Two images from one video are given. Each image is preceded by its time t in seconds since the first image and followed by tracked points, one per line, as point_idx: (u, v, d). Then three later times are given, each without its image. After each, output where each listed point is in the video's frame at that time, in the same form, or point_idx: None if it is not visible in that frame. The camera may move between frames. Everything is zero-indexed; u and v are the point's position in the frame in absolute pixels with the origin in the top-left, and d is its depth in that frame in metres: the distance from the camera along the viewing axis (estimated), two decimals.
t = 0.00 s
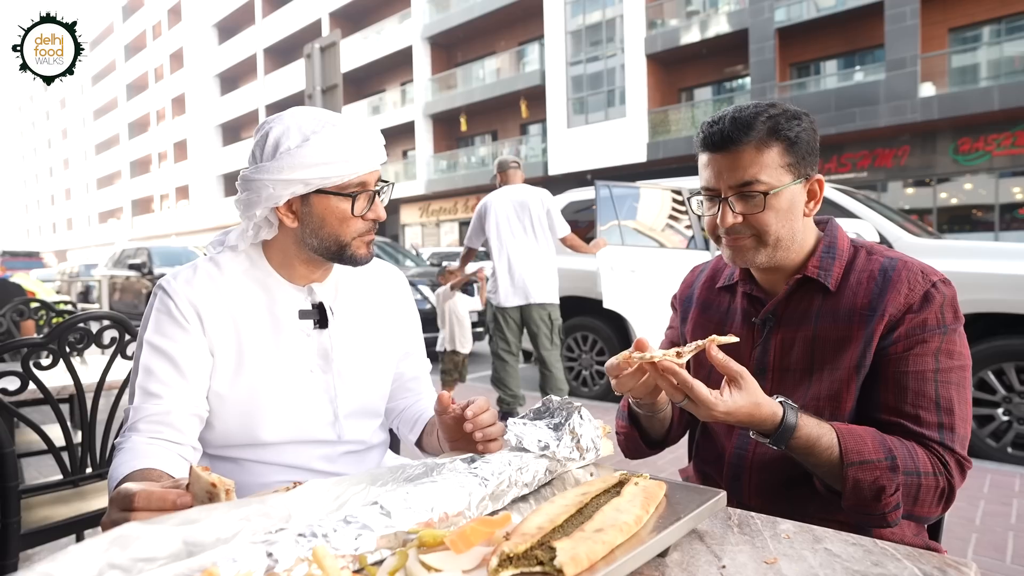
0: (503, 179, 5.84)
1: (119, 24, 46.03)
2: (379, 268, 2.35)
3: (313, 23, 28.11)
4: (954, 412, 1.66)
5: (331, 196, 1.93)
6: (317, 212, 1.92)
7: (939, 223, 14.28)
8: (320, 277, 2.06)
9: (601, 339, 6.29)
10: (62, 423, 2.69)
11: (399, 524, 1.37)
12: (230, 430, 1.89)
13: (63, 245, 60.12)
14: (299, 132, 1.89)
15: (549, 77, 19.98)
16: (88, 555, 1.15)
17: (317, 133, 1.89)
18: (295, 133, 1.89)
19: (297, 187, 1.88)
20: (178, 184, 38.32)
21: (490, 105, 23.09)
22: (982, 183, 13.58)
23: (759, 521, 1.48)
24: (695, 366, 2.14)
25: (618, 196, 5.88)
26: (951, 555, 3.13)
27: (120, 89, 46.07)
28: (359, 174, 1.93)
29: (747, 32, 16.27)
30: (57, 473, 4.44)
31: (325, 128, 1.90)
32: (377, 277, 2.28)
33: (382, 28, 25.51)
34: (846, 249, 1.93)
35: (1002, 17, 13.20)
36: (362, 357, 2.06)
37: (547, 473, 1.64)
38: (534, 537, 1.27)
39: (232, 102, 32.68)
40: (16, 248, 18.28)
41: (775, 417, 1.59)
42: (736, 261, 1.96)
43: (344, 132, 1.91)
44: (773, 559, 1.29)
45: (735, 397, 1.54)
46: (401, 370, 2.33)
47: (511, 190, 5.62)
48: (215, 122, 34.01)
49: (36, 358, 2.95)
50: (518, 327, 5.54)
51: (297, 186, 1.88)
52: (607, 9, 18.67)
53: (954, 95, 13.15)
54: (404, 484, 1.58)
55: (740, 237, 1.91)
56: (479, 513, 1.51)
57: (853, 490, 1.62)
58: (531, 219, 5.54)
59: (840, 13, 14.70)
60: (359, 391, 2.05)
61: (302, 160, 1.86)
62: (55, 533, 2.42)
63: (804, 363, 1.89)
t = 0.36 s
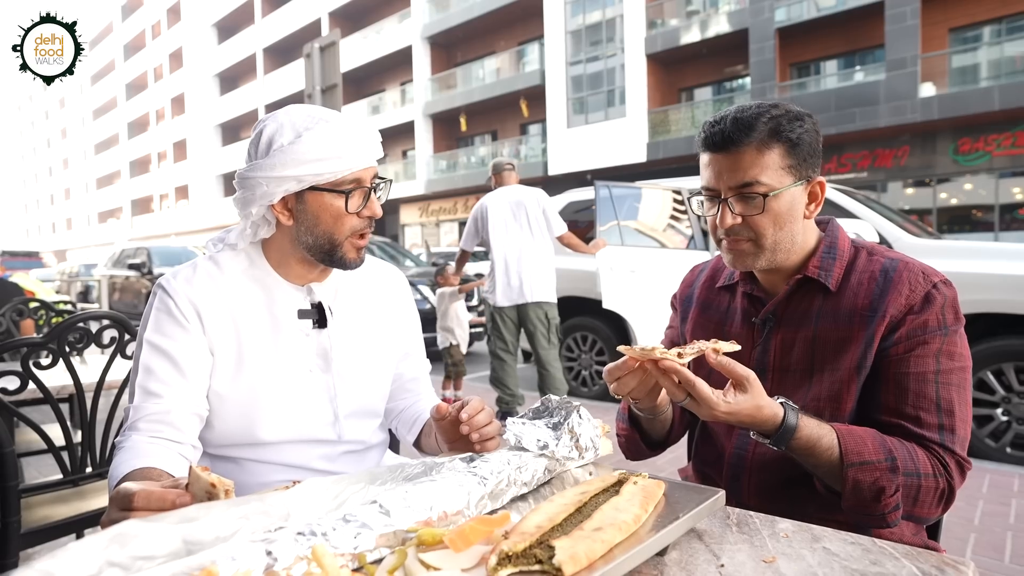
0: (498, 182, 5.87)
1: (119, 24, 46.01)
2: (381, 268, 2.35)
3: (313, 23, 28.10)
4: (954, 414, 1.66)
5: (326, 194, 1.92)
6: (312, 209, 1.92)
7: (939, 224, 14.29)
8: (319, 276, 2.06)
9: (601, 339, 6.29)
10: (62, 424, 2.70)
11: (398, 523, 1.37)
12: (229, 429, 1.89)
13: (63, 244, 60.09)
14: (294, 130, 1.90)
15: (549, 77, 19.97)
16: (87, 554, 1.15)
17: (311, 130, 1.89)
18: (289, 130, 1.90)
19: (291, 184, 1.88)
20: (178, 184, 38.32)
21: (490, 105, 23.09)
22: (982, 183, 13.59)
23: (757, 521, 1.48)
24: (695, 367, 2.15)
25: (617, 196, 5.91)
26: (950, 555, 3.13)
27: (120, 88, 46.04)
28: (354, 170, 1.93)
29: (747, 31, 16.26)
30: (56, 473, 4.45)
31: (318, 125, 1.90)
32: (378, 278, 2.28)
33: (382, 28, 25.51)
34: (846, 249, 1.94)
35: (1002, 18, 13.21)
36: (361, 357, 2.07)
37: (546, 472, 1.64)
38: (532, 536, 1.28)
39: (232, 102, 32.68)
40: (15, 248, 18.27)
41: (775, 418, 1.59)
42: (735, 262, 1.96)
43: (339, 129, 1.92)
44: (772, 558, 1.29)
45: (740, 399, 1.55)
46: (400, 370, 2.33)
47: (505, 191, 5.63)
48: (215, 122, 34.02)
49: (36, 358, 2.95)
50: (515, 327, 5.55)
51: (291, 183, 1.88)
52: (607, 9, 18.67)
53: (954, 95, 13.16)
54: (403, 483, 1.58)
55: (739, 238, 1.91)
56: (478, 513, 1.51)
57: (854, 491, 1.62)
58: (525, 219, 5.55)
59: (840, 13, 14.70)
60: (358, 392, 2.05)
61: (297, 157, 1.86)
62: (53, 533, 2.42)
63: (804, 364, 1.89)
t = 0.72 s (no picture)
0: (497, 182, 5.86)
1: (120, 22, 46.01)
2: (382, 267, 2.35)
3: (314, 22, 28.09)
4: (956, 414, 1.66)
5: (324, 193, 1.92)
6: (310, 209, 1.92)
7: (940, 224, 14.28)
8: (319, 276, 2.06)
9: (601, 338, 6.29)
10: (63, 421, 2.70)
11: (398, 522, 1.37)
12: (228, 428, 1.89)
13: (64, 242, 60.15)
14: (293, 130, 1.90)
15: (550, 76, 19.97)
16: (86, 552, 1.15)
17: (310, 130, 1.89)
18: (288, 130, 1.90)
19: (289, 185, 1.88)
20: (178, 183, 38.33)
21: (491, 104, 23.08)
22: (984, 184, 13.57)
23: (758, 522, 1.48)
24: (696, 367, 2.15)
25: (618, 196, 5.92)
26: (951, 556, 3.13)
27: (121, 87, 46.05)
28: (353, 170, 1.93)
29: (748, 31, 16.25)
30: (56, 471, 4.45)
31: (317, 125, 1.90)
32: (378, 277, 2.28)
33: (383, 27, 25.50)
34: (848, 249, 1.93)
35: (1003, 18, 13.19)
36: (361, 356, 2.06)
37: (547, 473, 1.64)
38: (533, 537, 1.27)
39: (233, 100, 32.68)
40: (17, 246, 18.26)
41: (775, 418, 1.59)
42: (738, 264, 1.96)
43: (338, 129, 1.91)
44: (772, 560, 1.29)
45: (741, 397, 1.55)
46: (401, 369, 2.33)
47: (501, 191, 5.62)
48: (216, 121, 34.03)
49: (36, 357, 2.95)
50: (512, 326, 5.54)
51: (289, 183, 1.88)
52: (608, 8, 18.65)
53: (956, 95, 13.15)
54: (403, 483, 1.58)
55: (742, 239, 1.91)
56: (479, 513, 1.51)
57: (854, 490, 1.62)
58: (520, 219, 5.52)
59: (841, 14, 14.68)
60: (358, 391, 2.05)
61: (296, 157, 1.86)
62: (54, 531, 2.42)
63: (805, 362, 1.89)
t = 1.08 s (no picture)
0: (498, 182, 5.86)
1: (122, 20, 45.98)
2: (383, 264, 2.35)
3: (315, 21, 28.08)
4: (955, 418, 1.66)
5: (323, 192, 1.92)
6: (309, 208, 1.92)
7: (940, 226, 14.27)
8: (320, 273, 2.06)
9: (601, 338, 6.28)
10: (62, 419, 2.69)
11: (397, 522, 1.36)
12: (226, 427, 1.89)
13: (64, 240, 60.12)
14: (292, 128, 1.90)
15: (551, 77, 19.95)
16: (85, 553, 1.14)
17: (309, 129, 1.89)
18: (287, 129, 1.89)
19: (288, 183, 1.88)
20: (179, 181, 38.31)
21: (492, 104, 23.08)
22: (983, 186, 13.57)
23: (758, 522, 1.48)
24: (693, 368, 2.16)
25: (619, 196, 6.00)
26: (949, 558, 3.13)
27: (122, 84, 46.00)
28: (351, 169, 1.93)
29: (749, 33, 16.25)
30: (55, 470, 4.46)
31: (315, 124, 1.90)
32: (379, 274, 2.28)
33: (384, 26, 25.49)
34: (848, 250, 1.93)
35: (1004, 21, 13.19)
36: (361, 355, 2.06)
37: (547, 473, 1.64)
38: (532, 537, 1.27)
39: (234, 99, 32.68)
40: (17, 243, 18.23)
41: (776, 421, 1.58)
42: (725, 256, 1.99)
43: (338, 128, 1.91)
44: (771, 561, 1.29)
45: (740, 401, 1.54)
46: (401, 367, 2.33)
47: (501, 192, 5.60)
48: (216, 120, 34.01)
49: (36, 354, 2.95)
50: (512, 325, 5.54)
51: (288, 182, 1.88)
52: (609, 9, 18.63)
53: (956, 98, 13.16)
54: (403, 482, 1.58)
55: (728, 231, 1.94)
56: (478, 512, 1.50)
57: (854, 494, 1.62)
58: (520, 220, 5.54)
59: (842, 15, 14.68)
60: (357, 390, 2.04)
61: (296, 154, 1.86)
62: (51, 529, 2.42)
63: (803, 363, 1.88)
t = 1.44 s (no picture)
0: (498, 184, 5.88)
1: (121, 20, 45.91)
2: (382, 266, 2.35)
3: (315, 22, 28.07)
4: (964, 421, 1.67)
5: (327, 196, 1.93)
6: (313, 212, 1.92)
7: (937, 229, 14.30)
8: (321, 274, 2.06)
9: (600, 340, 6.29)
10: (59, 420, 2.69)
11: (396, 525, 1.36)
12: (226, 429, 1.89)
13: (62, 240, 59.94)
14: (290, 134, 1.89)
15: (551, 79, 19.96)
16: (83, 556, 1.14)
17: (308, 133, 1.88)
18: (286, 135, 1.89)
19: (292, 190, 1.88)
20: (178, 181, 38.26)
21: (492, 106, 23.10)
22: (981, 189, 13.61)
23: (757, 526, 1.48)
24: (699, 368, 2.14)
25: (618, 199, 5.99)
26: (946, 561, 3.13)
27: (121, 84, 45.92)
28: (353, 171, 1.94)
29: (749, 36, 16.29)
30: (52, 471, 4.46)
31: (314, 128, 1.89)
32: (378, 276, 2.28)
33: (384, 28, 25.50)
34: (853, 255, 1.94)
35: (1001, 26, 13.25)
36: (360, 356, 2.06)
37: (545, 476, 1.64)
38: (531, 540, 1.28)
39: (234, 99, 32.65)
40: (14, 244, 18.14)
41: (802, 424, 1.56)
42: (730, 256, 1.99)
43: (336, 131, 1.91)
44: (771, 564, 1.29)
45: (772, 401, 1.52)
46: (402, 367, 2.33)
47: (503, 194, 5.62)
48: (216, 120, 33.96)
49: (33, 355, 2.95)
50: (513, 327, 5.56)
51: (292, 189, 1.88)
52: (609, 12, 18.64)
53: (954, 102, 13.19)
54: (401, 485, 1.58)
55: (734, 233, 1.95)
56: (477, 516, 1.50)
57: (876, 499, 1.61)
58: (520, 222, 5.54)
59: (841, 19, 14.72)
60: (357, 393, 2.05)
61: (295, 161, 1.86)
62: (48, 531, 2.41)
63: (805, 365, 1.89)
